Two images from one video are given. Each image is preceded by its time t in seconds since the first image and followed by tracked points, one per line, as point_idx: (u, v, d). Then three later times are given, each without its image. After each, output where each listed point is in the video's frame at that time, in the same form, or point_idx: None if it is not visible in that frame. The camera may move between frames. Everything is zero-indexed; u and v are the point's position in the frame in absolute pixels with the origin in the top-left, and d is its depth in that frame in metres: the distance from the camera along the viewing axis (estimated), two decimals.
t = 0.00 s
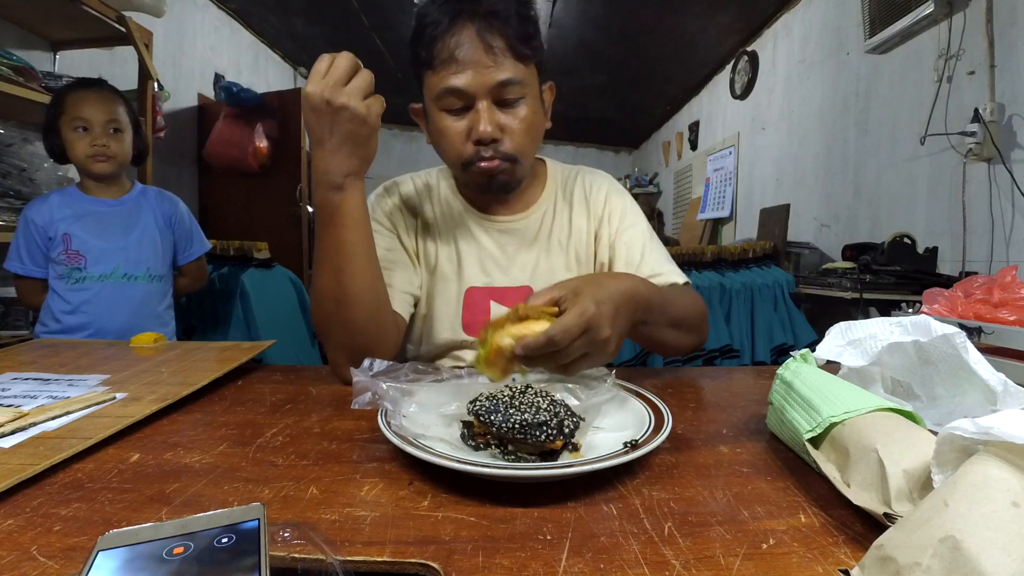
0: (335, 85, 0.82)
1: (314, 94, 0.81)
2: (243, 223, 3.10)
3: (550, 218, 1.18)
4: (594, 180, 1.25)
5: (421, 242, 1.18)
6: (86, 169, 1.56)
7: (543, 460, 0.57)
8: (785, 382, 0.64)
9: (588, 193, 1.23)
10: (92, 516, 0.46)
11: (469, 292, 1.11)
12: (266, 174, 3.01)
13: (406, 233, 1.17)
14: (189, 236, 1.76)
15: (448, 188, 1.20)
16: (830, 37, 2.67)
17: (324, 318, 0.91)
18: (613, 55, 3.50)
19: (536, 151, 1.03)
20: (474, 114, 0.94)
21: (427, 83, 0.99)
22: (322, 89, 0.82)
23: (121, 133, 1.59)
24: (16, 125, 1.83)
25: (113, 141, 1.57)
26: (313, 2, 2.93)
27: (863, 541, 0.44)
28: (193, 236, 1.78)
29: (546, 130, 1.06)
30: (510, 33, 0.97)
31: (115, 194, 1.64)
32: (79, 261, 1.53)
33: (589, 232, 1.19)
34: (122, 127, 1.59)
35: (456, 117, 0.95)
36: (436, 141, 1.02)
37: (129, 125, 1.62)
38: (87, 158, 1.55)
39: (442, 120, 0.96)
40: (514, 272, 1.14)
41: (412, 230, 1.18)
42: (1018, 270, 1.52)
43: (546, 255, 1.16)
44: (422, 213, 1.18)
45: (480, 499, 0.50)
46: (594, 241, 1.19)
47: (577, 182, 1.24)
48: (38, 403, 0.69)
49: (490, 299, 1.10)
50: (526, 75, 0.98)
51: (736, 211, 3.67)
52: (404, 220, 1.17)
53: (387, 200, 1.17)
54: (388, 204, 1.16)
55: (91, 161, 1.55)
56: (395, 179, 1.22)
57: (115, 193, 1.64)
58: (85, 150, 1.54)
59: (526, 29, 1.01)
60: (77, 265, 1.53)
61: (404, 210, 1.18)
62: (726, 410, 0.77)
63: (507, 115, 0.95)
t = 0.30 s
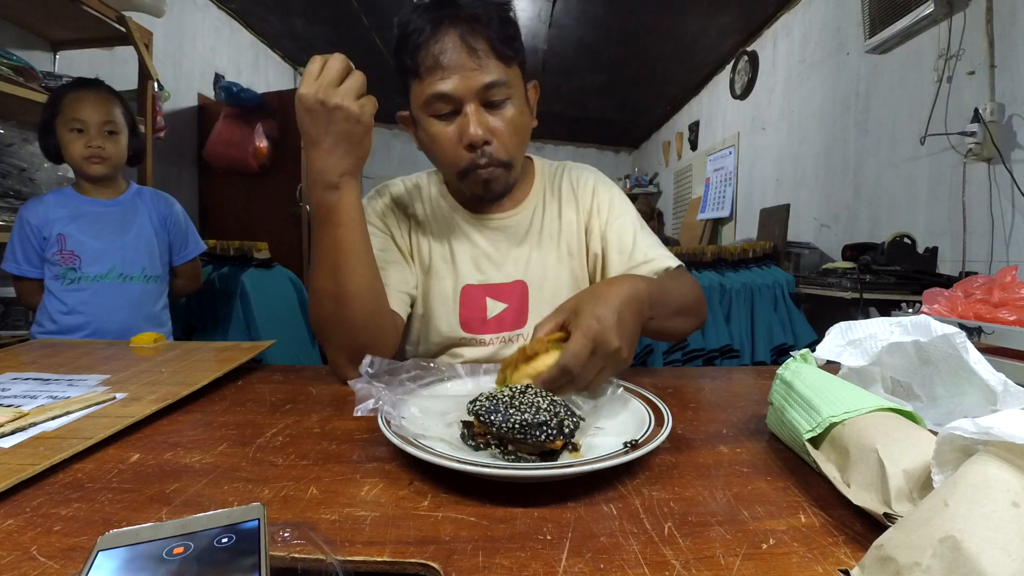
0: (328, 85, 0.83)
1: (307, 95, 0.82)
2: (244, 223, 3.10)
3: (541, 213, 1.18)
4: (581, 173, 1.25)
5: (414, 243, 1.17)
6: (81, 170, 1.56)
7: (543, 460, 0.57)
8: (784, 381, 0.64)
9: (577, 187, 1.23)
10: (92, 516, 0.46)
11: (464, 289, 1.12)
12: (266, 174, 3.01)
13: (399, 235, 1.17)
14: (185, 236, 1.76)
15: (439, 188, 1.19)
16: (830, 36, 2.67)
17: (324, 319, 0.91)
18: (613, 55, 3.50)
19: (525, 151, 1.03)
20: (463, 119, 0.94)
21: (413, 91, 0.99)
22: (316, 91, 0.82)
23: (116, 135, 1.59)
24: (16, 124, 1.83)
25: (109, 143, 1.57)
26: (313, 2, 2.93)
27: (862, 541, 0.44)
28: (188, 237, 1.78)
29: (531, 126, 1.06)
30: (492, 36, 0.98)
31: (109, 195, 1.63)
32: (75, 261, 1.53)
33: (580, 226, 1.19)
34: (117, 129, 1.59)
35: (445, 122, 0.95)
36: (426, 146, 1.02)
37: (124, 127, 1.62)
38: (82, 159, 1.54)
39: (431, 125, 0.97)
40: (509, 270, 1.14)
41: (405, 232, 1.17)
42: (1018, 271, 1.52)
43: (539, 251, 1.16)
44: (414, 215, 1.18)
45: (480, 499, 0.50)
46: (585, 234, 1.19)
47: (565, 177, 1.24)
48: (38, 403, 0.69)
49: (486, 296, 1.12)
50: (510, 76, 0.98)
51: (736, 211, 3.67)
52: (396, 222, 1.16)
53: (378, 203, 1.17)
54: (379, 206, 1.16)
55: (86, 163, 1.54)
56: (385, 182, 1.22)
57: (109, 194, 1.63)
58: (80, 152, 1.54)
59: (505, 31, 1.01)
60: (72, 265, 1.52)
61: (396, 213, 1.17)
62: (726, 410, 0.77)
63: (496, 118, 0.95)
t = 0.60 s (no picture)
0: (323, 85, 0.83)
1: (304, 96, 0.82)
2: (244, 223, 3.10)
3: (535, 211, 1.19)
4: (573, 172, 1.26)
5: (411, 244, 1.17)
6: (76, 171, 1.56)
7: (543, 461, 0.57)
8: (785, 381, 0.64)
9: (570, 186, 1.24)
10: (92, 516, 0.46)
11: (462, 287, 1.12)
12: (266, 174, 3.01)
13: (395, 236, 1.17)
14: (178, 239, 1.77)
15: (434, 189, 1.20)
16: (830, 37, 2.68)
17: (324, 318, 0.91)
18: (613, 55, 3.50)
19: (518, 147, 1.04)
20: (456, 118, 0.94)
21: (406, 93, 0.99)
22: (312, 91, 0.82)
23: (111, 137, 1.59)
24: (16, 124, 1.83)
25: (103, 145, 1.57)
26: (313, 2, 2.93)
27: (862, 540, 0.44)
28: (182, 239, 1.79)
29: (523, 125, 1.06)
30: (484, 36, 0.98)
31: (102, 197, 1.63)
32: (69, 262, 1.53)
33: (574, 222, 1.20)
34: (112, 131, 1.59)
35: (438, 122, 0.96)
36: (419, 145, 1.02)
37: (119, 129, 1.62)
38: (77, 161, 1.54)
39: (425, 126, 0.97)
40: (505, 267, 1.14)
41: (401, 233, 1.17)
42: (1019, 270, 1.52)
43: (534, 248, 1.16)
44: (410, 216, 1.18)
45: (480, 499, 0.50)
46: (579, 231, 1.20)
47: (557, 175, 1.26)
48: (38, 403, 0.69)
49: (483, 293, 1.12)
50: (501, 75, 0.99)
51: (736, 211, 3.67)
52: (392, 223, 1.16)
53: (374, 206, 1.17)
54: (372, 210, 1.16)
55: (80, 165, 1.54)
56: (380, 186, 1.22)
57: (103, 195, 1.63)
58: (75, 153, 1.54)
59: (498, 32, 1.01)
60: (65, 266, 1.52)
61: (392, 214, 1.17)
62: (726, 410, 0.77)
63: (490, 116, 0.96)
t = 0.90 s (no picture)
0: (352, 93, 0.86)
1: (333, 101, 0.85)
2: (243, 223, 3.10)
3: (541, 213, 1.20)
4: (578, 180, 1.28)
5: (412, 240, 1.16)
6: (76, 172, 1.56)
7: (543, 461, 0.57)
8: (784, 382, 0.64)
9: (576, 193, 1.26)
10: (92, 516, 0.46)
11: (466, 286, 1.12)
12: (266, 174, 3.02)
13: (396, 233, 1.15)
14: (178, 239, 1.77)
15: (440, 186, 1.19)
16: (830, 37, 2.68)
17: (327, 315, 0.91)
18: (613, 55, 3.50)
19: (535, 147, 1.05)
20: (485, 114, 0.94)
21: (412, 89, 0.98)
22: (335, 94, 0.84)
23: (112, 138, 1.59)
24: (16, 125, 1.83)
25: (104, 145, 1.57)
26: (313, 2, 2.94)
27: (863, 541, 0.44)
28: (181, 240, 1.78)
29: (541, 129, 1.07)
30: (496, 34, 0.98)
31: (102, 197, 1.63)
32: (66, 262, 1.53)
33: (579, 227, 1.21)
34: (113, 132, 1.58)
35: (465, 117, 0.95)
36: (440, 142, 1.02)
37: (121, 130, 1.62)
38: (77, 161, 1.54)
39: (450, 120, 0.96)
40: (510, 268, 1.15)
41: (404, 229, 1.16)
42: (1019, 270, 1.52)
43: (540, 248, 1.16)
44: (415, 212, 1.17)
45: (480, 500, 0.50)
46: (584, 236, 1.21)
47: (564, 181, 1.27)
48: (38, 403, 0.69)
49: (487, 293, 1.12)
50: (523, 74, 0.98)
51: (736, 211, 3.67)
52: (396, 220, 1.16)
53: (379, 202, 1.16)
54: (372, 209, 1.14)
55: (80, 165, 1.54)
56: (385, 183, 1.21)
57: (102, 195, 1.63)
58: (75, 154, 1.54)
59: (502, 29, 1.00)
60: (63, 266, 1.52)
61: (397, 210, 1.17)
62: (726, 410, 0.77)
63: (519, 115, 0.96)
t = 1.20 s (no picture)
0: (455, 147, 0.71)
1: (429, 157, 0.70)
2: (244, 223, 3.10)
3: (559, 221, 1.22)
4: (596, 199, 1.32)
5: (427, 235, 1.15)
6: (76, 171, 1.56)
7: (543, 461, 0.56)
8: (784, 382, 0.64)
9: (592, 209, 1.29)
10: (92, 516, 0.46)
11: (479, 285, 1.12)
12: (266, 174, 3.03)
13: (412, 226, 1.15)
14: (177, 237, 1.76)
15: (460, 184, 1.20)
16: (830, 37, 2.68)
17: (336, 311, 0.95)
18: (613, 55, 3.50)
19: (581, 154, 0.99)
20: (541, 112, 0.90)
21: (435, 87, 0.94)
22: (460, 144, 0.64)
23: (112, 138, 1.59)
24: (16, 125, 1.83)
25: (104, 145, 1.57)
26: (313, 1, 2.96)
27: (862, 541, 0.44)
28: (181, 238, 1.78)
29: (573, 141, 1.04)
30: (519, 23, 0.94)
31: (101, 196, 1.63)
32: (65, 261, 1.53)
33: (592, 241, 1.25)
34: (114, 132, 1.58)
35: (519, 113, 0.88)
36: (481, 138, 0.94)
37: (121, 130, 1.62)
38: (77, 160, 1.54)
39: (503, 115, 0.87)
40: (525, 271, 1.15)
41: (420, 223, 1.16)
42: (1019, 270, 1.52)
43: (555, 254, 1.18)
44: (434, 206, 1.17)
45: (480, 499, 0.50)
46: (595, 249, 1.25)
47: (582, 195, 1.30)
48: (38, 403, 0.69)
49: (499, 294, 1.12)
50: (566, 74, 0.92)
51: (736, 211, 3.66)
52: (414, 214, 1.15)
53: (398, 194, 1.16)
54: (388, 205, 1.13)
55: (79, 165, 1.54)
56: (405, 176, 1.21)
57: (102, 194, 1.63)
58: (75, 153, 1.54)
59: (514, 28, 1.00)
60: (62, 266, 1.52)
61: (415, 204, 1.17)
62: (726, 410, 0.77)
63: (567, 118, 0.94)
